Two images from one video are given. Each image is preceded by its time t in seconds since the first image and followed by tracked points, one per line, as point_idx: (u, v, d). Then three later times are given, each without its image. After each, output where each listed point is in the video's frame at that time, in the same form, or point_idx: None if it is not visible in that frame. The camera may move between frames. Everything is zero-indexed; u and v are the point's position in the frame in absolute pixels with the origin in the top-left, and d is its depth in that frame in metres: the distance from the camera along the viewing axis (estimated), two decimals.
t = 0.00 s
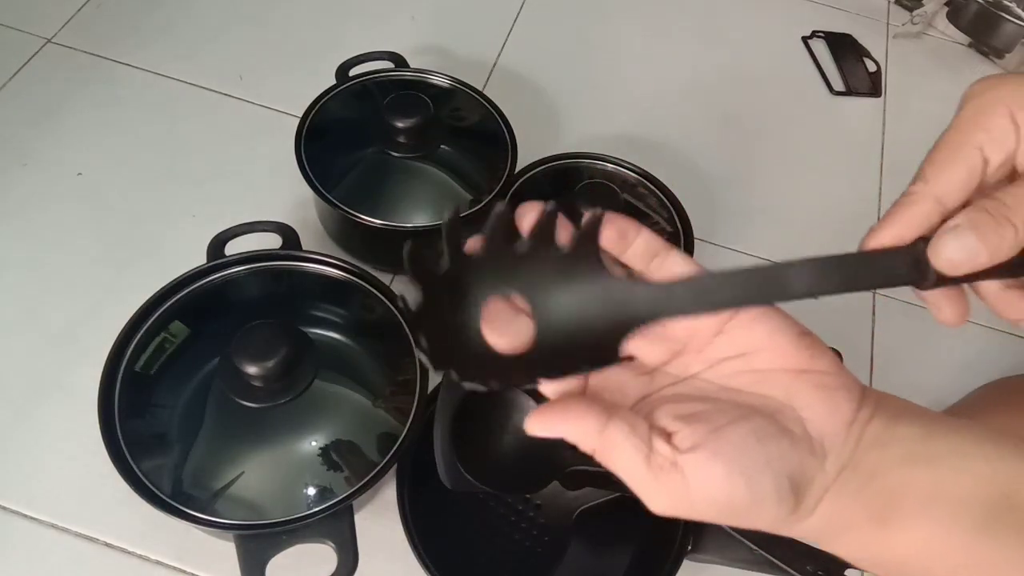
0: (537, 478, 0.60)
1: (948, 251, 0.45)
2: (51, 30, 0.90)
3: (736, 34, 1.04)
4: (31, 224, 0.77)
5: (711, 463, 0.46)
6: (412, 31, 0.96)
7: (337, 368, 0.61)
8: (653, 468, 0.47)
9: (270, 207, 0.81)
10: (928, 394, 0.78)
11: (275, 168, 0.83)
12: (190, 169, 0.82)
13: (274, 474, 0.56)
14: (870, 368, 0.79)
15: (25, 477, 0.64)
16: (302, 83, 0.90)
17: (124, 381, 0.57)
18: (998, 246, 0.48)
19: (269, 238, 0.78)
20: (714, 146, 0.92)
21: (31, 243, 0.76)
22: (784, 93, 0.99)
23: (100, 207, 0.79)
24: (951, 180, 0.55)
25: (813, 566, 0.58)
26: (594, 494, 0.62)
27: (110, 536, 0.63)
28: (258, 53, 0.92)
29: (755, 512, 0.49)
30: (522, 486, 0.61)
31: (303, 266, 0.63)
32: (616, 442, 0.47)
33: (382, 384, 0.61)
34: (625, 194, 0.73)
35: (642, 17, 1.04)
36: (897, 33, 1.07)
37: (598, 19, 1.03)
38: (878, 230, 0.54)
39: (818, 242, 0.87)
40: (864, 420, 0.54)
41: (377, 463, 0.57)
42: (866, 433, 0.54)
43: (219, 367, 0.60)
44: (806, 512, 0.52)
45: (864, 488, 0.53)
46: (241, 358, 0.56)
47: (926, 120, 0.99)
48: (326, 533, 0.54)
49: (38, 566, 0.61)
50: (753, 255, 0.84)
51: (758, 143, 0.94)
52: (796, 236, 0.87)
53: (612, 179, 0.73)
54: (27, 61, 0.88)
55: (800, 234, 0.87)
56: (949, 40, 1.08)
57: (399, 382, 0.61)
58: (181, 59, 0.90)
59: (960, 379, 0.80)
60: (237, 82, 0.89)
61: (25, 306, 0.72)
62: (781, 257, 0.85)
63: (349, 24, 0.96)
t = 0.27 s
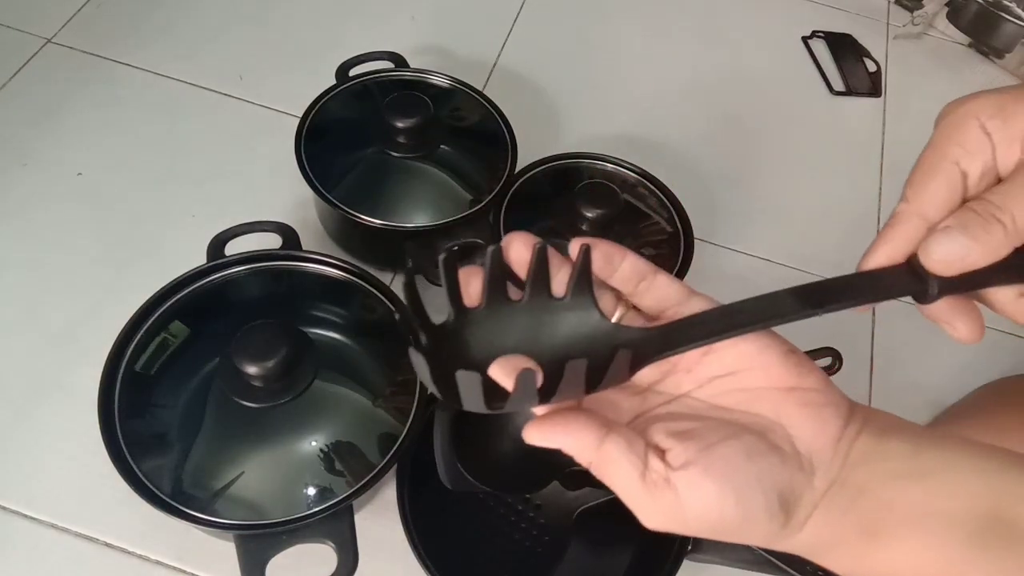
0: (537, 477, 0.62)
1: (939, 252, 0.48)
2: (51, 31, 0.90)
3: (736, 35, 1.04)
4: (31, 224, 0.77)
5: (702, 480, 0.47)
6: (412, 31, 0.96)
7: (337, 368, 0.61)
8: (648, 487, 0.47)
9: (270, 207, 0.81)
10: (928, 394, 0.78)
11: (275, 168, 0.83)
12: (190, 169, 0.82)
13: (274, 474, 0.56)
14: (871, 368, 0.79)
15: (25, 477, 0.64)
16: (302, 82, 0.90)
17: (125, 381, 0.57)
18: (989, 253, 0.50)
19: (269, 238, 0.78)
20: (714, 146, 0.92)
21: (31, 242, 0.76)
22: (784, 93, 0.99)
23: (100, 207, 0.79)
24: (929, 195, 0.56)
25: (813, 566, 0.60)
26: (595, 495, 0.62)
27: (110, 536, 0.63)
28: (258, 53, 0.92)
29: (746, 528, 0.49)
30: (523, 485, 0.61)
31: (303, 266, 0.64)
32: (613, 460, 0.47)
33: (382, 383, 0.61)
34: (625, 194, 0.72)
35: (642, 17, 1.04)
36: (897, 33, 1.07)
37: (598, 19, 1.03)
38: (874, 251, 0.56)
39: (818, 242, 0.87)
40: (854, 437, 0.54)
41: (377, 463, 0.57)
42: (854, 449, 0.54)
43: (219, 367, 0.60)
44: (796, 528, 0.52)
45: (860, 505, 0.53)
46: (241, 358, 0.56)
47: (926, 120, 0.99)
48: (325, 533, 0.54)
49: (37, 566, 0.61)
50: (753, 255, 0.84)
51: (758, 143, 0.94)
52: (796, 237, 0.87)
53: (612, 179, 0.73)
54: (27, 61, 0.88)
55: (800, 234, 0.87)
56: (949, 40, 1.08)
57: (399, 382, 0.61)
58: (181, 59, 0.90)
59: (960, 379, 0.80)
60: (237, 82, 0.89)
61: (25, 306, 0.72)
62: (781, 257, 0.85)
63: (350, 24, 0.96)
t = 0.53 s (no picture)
0: (537, 477, 0.60)
1: (812, 314, 0.50)
2: (51, 31, 0.90)
3: (736, 35, 1.04)
4: (30, 223, 0.77)
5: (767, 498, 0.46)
6: (412, 31, 0.97)
7: (337, 368, 0.61)
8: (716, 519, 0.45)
9: (270, 207, 0.81)
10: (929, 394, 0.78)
11: (275, 168, 0.83)
12: (190, 169, 0.82)
13: (274, 474, 0.56)
14: (870, 368, 0.79)
15: (25, 476, 0.64)
16: (302, 83, 0.90)
17: (124, 380, 0.57)
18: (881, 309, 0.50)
19: (269, 238, 0.78)
20: (714, 146, 0.92)
21: (31, 242, 0.76)
22: (784, 93, 0.99)
23: (100, 207, 0.79)
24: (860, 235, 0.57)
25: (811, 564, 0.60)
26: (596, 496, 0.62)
27: (110, 536, 0.63)
28: (258, 53, 0.92)
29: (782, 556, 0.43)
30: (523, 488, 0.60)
31: (303, 266, 0.63)
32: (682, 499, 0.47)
33: (383, 383, 0.61)
34: (624, 194, 0.72)
35: (642, 18, 1.04)
36: (897, 33, 1.07)
37: (598, 19, 1.03)
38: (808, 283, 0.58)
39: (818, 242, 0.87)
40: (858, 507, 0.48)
41: (377, 462, 0.57)
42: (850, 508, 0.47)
43: (219, 367, 0.60)
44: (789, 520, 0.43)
45: (917, 546, 0.39)
46: (241, 358, 0.56)
47: (926, 120, 0.99)
48: (325, 533, 0.54)
49: (37, 567, 0.61)
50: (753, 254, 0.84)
51: (758, 144, 0.94)
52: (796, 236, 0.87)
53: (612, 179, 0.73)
54: (27, 61, 0.88)
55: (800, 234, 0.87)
56: (949, 40, 1.08)
57: (399, 381, 0.61)
58: (181, 59, 0.90)
59: (960, 379, 0.80)
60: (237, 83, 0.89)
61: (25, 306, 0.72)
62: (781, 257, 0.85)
63: (350, 24, 0.96)
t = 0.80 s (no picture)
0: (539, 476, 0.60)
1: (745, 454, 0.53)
2: (51, 31, 0.90)
3: (736, 35, 1.04)
4: (30, 223, 0.77)
5: None
6: (412, 31, 0.97)
7: (336, 368, 0.61)
8: None
9: (270, 207, 0.81)
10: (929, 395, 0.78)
11: (275, 168, 0.83)
12: (190, 169, 0.82)
13: (274, 474, 0.56)
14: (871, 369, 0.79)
15: (24, 477, 0.64)
16: (302, 83, 0.90)
17: (124, 380, 0.57)
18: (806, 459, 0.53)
19: (269, 238, 0.78)
20: (713, 146, 0.92)
21: (31, 242, 0.76)
22: (784, 93, 0.99)
23: (100, 207, 0.79)
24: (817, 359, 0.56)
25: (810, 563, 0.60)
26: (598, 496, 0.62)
27: (110, 536, 0.63)
28: (258, 53, 0.92)
29: None
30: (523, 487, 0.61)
31: (303, 266, 0.63)
32: None
33: (382, 383, 0.61)
34: (624, 194, 0.72)
35: (642, 17, 1.04)
36: (897, 33, 1.07)
37: (598, 19, 1.03)
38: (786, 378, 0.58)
39: (818, 242, 0.87)
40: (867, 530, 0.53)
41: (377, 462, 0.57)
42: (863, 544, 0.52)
43: (219, 366, 0.60)
44: None
45: None
46: (241, 358, 0.56)
47: (925, 120, 0.99)
48: (325, 533, 0.54)
49: (36, 567, 0.61)
50: (753, 255, 0.84)
51: (758, 144, 0.94)
52: (796, 236, 0.87)
53: (612, 179, 0.73)
54: (27, 61, 0.88)
55: (800, 234, 0.87)
56: (948, 40, 1.09)
57: (399, 381, 0.61)
58: (181, 59, 0.90)
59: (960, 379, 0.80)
60: (237, 82, 0.89)
61: (24, 306, 0.72)
62: (781, 257, 0.85)
63: (350, 24, 0.96)
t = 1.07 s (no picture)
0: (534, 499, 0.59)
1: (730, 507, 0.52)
2: (51, 30, 0.90)
3: (736, 34, 1.04)
4: (30, 223, 0.77)
5: None
6: (413, 31, 0.97)
7: (336, 367, 0.61)
8: None
9: (270, 207, 0.81)
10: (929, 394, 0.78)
11: (275, 168, 0.84)
12: (190, 169, 0.82)
13: (274, 474, 0.56)
14: (871, 369, 0.79)
15: (24, 476, 0.64)
16: (302, 83, 0.91)
17: (124, 381, 0.57)
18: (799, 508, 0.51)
19: (269, 237, 0.78)
20: (713, 146, 0.92)
21: (31, 242, 0.76)
22: (784, 93, 0.99)
23: (100, 207, 0.79)
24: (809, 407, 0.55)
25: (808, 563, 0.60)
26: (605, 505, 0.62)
27: (110, 536, 0.63)
28: (258, 53, 0.92)
29: None
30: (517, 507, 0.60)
31: (303, 266, 0.64)
32: None
33: (382, 383, 0.61)
34: (624, 194, 0.72)
35: (642, 17, 1.04)
36: (897, 33, 1.07)
37: (598, 19, 1.03)
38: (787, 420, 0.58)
39: (819, 242, 0.87)
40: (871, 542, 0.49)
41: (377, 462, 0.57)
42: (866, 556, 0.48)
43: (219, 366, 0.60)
44: None
45: None
46: (241, 358, 0.56)
47: (925, 120, 0.99)
48: (325, 533, 0.54)
49: (35, 567, 0.61)
50: (753, 255, 0.84)
51: (757, 144, 0.94)
52: (796, 236, 0.87)
53: (612, 179, 0.73)
54: (27, 60, 0.88)
55: (800, 234, 0.87)
56: (949, 40, 1.09)
57: (399, 381, 0.61)
58: (181, 59, 0.90)
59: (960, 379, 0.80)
60: (237, 82, 0.89)
61: (24, 306, 0.72)
62: (781, 257, 0.85)
63: (350, 24, 0.96)
